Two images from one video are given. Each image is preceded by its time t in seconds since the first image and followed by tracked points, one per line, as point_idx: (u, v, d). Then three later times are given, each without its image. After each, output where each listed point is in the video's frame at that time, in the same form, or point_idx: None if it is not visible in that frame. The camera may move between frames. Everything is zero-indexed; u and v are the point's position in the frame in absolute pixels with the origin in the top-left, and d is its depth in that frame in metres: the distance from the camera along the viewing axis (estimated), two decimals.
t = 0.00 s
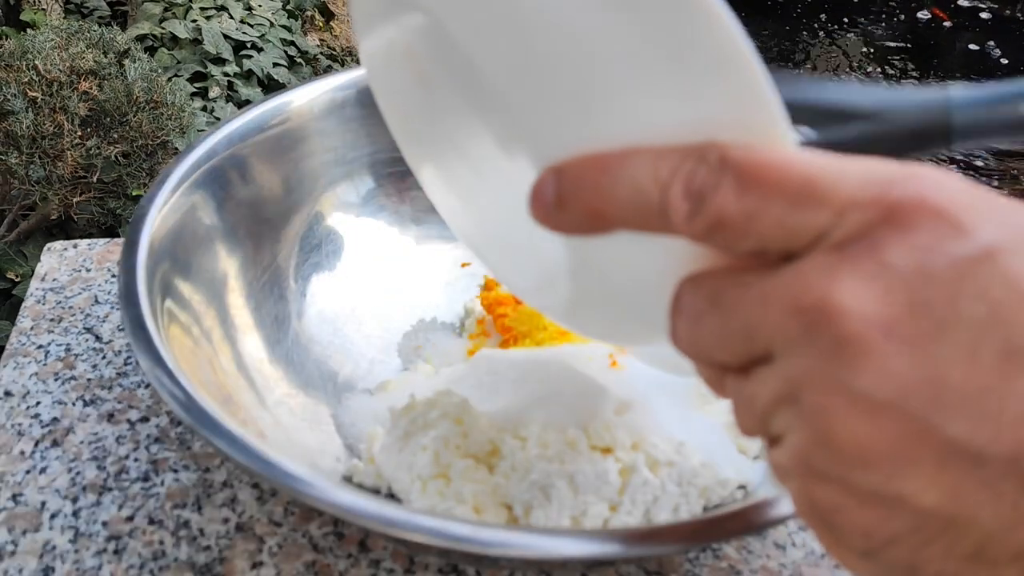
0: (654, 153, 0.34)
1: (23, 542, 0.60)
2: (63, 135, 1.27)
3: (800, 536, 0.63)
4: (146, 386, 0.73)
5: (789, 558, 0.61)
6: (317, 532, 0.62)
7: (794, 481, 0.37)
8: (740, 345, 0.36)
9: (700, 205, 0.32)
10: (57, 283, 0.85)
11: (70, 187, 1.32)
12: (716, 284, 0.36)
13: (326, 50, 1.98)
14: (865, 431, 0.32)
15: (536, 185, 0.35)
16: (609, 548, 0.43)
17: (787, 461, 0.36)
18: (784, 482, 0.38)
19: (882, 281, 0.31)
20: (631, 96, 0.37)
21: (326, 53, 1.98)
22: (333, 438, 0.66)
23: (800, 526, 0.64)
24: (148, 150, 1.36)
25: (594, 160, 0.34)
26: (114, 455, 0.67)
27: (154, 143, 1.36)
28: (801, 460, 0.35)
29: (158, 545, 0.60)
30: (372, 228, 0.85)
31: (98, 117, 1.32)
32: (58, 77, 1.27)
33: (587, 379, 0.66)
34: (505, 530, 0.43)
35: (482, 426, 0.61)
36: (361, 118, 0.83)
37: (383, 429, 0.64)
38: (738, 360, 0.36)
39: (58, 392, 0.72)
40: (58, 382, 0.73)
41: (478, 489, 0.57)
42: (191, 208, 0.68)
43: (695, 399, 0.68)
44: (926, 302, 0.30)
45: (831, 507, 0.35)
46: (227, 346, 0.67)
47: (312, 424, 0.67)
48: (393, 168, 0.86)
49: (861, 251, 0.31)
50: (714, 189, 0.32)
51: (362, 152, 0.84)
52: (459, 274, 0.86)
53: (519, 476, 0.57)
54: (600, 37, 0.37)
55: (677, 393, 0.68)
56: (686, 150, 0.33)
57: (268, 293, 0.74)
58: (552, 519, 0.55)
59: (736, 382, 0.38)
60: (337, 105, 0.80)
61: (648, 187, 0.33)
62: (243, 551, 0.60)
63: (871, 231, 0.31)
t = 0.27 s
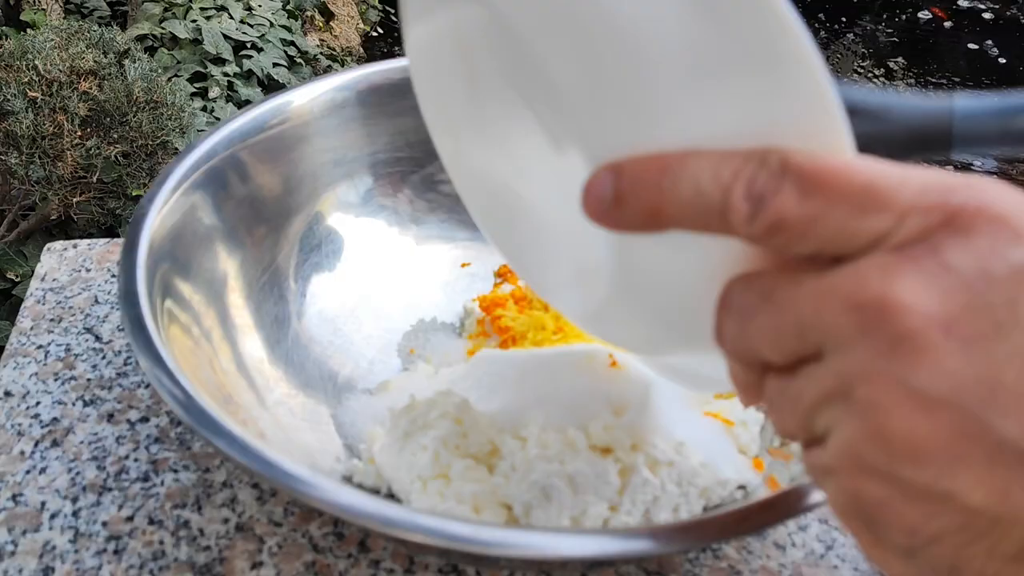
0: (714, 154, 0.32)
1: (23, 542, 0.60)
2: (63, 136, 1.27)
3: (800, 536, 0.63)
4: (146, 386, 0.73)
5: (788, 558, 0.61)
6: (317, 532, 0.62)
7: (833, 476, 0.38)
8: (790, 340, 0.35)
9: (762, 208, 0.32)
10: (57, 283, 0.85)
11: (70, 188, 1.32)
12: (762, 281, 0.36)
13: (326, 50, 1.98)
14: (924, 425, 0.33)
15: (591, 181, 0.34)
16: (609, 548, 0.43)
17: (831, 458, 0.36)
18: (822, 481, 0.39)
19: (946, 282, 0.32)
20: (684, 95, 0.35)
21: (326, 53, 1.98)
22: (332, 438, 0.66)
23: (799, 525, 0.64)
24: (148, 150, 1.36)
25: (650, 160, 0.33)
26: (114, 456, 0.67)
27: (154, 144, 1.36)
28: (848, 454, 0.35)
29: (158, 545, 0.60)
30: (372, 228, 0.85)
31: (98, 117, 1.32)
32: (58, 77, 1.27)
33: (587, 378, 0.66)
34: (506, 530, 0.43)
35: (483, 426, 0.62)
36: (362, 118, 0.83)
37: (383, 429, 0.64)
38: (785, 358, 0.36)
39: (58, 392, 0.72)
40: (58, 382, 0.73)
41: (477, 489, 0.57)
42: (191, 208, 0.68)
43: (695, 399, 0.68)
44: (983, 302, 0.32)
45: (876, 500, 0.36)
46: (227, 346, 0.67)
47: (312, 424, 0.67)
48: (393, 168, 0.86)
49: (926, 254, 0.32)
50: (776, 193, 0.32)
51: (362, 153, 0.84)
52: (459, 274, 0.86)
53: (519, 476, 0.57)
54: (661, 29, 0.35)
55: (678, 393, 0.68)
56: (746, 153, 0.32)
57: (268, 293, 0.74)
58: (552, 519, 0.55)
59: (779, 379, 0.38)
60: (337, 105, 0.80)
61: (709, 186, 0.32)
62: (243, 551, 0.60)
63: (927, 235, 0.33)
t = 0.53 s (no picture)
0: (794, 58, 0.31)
1: (23, 542, 0.60)
2: (63, 135, 1.27)
3: (800, 536, 0.63)
4: (146, 386, 0.73)
5: (788, 558, 0.61)
6: (317, 532, 0.62)
7: (883, 402, 0.36)
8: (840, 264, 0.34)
9: (845, 113, 0.30)
10: (57, 283, 0.85)
11: (70, 187, 1.32)
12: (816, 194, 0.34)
13: (326, 51, 1.98)
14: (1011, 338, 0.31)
15: (658, 76, 0.32)
16: (609, 548, 0.43)
17: (887, 380, 0.35)
18: (872, 411, 0.37)
19: None
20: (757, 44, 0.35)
21: (326, 54, 1.98)
22: (332, 439, 0.66)
23: (799, 526, 0.64)
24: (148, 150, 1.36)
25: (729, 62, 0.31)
26: (114, 455, 0.67)
27: (154, 144, 1.36)
28: (914, 370, 0.33)
29: (158, 545, 0.60)
30: (373, 229, 0.85)
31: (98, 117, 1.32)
32: (58, 77, 1.27)
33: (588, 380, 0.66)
34: (506, 529, 0.43)
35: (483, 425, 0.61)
36: (361, 118, 0.82)
37: (384, 428, 0.64)
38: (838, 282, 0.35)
39: (58, 392, 0.72)
40: (58, 382, 0.73)
41: (477, 489, 0.57)
42: (191, 209, 0.68)
43: (694, 400, 0.68)
44: None
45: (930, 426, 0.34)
46: (227, 347, 0.67)
47: (312, 425, 0.67)
48: (393, 168, 0.86)
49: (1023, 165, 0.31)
50: (859, 101, 0.30)
51: (362, 153, 0.84)
52: (458, 274, 0.86)
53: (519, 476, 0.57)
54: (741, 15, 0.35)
55: (678, 394, 0.68)
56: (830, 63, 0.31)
57: (267, 293, 0.74)
58: (552, 519, 0.55)
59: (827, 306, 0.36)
60: (339, 105, 0.80)
61: (791, 90, 0.31)
62: (243, 551, 0.60)
63: (1018, 149, 0.31)
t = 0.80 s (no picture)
0: None
1: (23, 542, 0.60)
2: (63, 135, 1.27)
3: (800, 536, 0.63)
4: (146, 386, 0.73)
5: (788, 558, 0.61)
6: (317, 532, 0.62)
7: (963, 280, 0.33)
8: (930, 133, 0.30)
9: None
10: (57, 283, 0.85)
11: (70, 187, 1.32)
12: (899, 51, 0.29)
13: (326, 51, 1.98)
14: None
15: None
16: (609, 548, 0.43)
17: (975, 256, 0.32)
18: (950, 290, 0.35)
19: None
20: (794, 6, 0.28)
21: (326, 55, 1.98)
22: (332, 439, 0.66)
23: (799, 526, 0.64)
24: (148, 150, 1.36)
25: None
26: (114, 456, 0.67)
27: (154, 144, 1.36)
28: (1008, 246, 0.30)
29: (158, 545, 0.60)
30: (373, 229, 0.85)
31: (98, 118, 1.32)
32: (58, 77, 1.27)
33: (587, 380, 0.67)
34: (506, 530, 0.43)
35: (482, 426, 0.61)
36: (362, 119, 0.82)
37: (383, 429, 0.64)
38: (919, 156, 0.31)
39: (58, 392, 0.72)
40: (58, 382, 0.73)
41: (477, 488, 0.57)
42: (191, 209, 0.68)
43: (694, 400, 0.68)
44: None
45: (1022, 299, 0.32)
46: (227, 347, 0.67)
47: (312, 425, 0.67)
48: (393, 168, 0.86)
49: None
50: None
51: (363, 153, 0.84)
52: (459, 273, 0.86)
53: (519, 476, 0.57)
54: None
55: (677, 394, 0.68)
56: None
57: (267, 294, 0.74)
58: (552, 519, 0.55)
59: (900, 185, 0.32)
60: (339, 105, 0.80)
61: None
62: (243, 551, 0.60)
63: None
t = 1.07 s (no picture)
0: None
1: (23, 542, 0.60)
2: (63, 135, 1.27)
3: (800, 536, 0.63)
4: (146, 387, 0.73)
5: (789, 558, 0.61)
6: (317, 533, 0.62)
7: None
8: None
9: None
10: (56, 283, 0.85)
11: (70, 188, 1.32)
12: None
13: (326, 51, 1.98)
14: None
15: None
16: (609, 548, 0.43)
17: None
18: None
19: None
20: None
21: (326, 55, 1.98)
22: (332, 439, 0.66)
23: (799, 526, 0.63)
24: (147, 150, 1.36)
25: None
26: (114, 456, 0.67)
27: (154, 143, 1.36)
28: None
29: (158, 545, 0.60)
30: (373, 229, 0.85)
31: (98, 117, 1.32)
32: (58, 77, 1.27)
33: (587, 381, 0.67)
34: (506, 529, 0.43)
35: (482, 426, 0.61)
36: (362, 119, 0.82)
37: (383, 429, 0.64)
38: None
39: (58, 392, 0.72)
40: (57, 382, 0.73)
41: (477, 489, 0.57)
42: (191, 209, 0.68)
43: (694, 400, 0.68)
44: None
45: None
46: (227, 347, 0.67)
47: (312, 426, 0.67)
48: (393, 168, 0.86)
49: None
50: None
51: (363, 153, 0.84)
52: (458, 273, 0.86)
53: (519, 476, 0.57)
54: None
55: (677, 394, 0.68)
56: None
57: (266, 293, 0.74)
58: (552, 519, 0.55)
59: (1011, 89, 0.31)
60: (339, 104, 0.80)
61: None
62: (243, 551, 0.60)
63: None
